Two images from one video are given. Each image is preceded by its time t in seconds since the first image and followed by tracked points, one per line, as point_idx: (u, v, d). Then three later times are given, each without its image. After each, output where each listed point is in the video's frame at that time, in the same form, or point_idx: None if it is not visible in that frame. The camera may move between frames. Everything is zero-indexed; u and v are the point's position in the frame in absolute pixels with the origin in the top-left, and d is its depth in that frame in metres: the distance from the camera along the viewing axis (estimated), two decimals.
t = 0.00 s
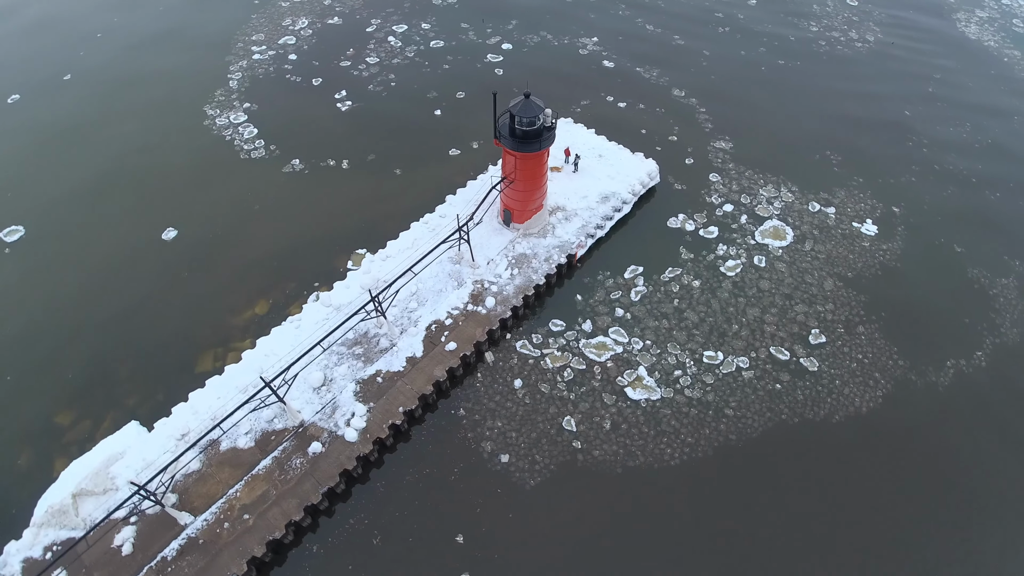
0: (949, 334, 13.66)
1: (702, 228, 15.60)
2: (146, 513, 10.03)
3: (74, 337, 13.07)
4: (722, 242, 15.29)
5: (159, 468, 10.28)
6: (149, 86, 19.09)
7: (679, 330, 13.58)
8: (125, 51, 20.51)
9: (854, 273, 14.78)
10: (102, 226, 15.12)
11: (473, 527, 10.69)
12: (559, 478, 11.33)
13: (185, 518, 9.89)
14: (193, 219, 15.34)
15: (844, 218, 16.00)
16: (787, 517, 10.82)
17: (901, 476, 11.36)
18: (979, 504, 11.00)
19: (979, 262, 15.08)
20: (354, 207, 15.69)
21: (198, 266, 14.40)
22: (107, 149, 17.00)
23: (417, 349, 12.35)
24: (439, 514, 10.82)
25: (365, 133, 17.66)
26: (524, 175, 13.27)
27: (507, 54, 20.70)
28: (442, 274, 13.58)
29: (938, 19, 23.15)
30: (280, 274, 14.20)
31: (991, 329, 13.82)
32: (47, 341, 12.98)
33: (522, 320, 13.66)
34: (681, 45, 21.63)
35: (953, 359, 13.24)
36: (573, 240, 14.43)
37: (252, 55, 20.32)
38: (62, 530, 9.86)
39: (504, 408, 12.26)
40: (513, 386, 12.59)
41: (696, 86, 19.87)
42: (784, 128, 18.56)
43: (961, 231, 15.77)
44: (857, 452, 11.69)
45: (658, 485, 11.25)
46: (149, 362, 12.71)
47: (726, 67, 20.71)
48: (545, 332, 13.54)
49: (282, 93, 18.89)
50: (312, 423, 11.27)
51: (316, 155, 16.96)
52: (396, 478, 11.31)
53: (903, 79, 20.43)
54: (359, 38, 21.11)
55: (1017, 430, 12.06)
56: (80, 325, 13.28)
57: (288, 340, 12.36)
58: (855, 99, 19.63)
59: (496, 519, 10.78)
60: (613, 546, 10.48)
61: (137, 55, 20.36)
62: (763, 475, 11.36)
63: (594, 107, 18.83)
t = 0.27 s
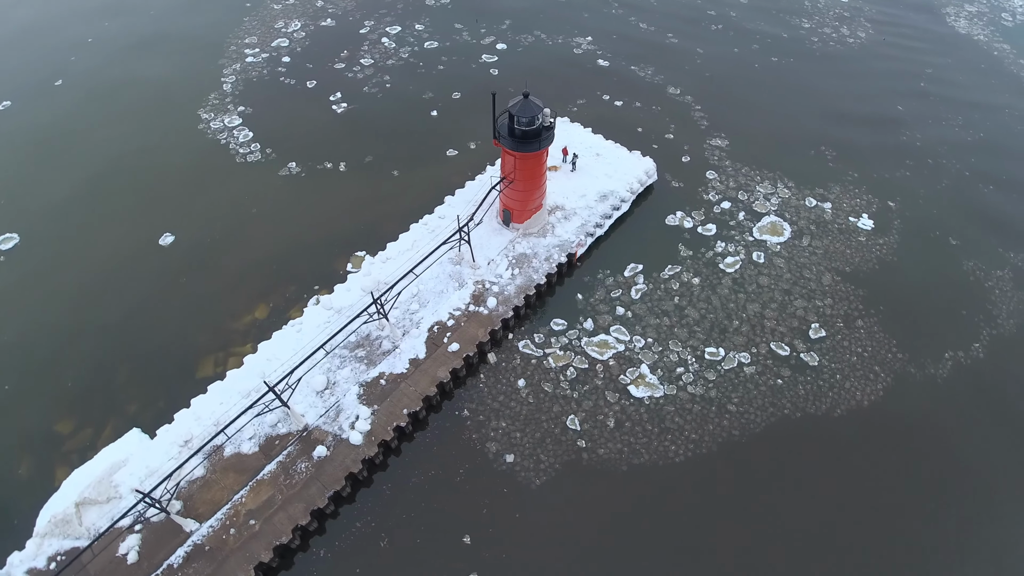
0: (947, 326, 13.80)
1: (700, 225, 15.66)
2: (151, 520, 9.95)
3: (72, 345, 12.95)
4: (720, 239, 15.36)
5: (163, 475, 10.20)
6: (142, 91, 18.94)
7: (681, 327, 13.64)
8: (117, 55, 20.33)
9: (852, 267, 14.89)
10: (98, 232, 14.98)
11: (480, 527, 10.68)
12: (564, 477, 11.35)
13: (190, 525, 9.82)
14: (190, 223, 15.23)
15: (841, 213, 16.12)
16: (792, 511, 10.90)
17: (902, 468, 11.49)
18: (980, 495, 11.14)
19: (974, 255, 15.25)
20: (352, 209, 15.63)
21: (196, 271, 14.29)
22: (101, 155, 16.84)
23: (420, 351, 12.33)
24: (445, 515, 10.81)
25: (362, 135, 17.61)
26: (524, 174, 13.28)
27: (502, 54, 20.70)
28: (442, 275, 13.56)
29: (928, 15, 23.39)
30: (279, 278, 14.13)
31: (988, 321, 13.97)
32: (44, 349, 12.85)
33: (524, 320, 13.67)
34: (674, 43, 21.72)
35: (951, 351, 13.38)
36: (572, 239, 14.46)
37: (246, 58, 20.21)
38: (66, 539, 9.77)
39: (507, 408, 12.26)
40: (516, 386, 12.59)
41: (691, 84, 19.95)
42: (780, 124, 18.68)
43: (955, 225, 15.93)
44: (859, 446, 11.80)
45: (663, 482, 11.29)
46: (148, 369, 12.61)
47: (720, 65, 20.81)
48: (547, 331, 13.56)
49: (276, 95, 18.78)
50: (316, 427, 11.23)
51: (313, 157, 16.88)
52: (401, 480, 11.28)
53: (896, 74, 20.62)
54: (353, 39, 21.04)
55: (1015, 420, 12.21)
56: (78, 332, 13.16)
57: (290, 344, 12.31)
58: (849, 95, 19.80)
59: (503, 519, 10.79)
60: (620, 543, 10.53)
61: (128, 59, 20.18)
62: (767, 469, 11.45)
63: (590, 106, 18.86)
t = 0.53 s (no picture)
0: (946, 319, 13.94)
1: (699, 223, 15.72)
2: (156, 527, 9.89)
3: (71, 352, 12.85)
4: (720, 236, 15.43)
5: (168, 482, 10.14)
6: (136, 95, 18.84)
7: (683, 324, 13.69)
8: (109, 60, 20.17)
9: (851, 263, 15.00)
10: (95, 239, 14.87)
11: (487, 527, 10.68)
12: (570, 476, 11.37)
13: (196, 531, 9.77)
14: (188, 228, 15.15)
15: (838, 209, 16.23)
16: (797, 506, 10.97)
17: (905, 461, 11.58)
18: (982, 486, 11.25)
19: (970, 248, 15.39)
20: (351, 211, 15.58)
21: (196, 276, 14.22)
22: (95, 160, 16.72)
23: (423, 352, 12.32)
24: (453, 516, 10.79)
25: (359, 137, 17.56)
26: (524, 174, 13.29)
27: (497, 54, 20.70)
28: (444, 277, 13.54)
29: (919, 11, 23.60)
30: (279, 282, 14.07)
31: (985, 313, 14.11)
32: (43, 357, 12.74)
33: (526, 319, 13.68)
34: (668, 42, 21.81)
35: (950, 344, 13.51)
36: (573, 239, 14.49)
37: (240, 61, 20.11)
38: (70, 548, 9.69)
39: (512, 408, 12.27)
40: (520, 386, 12.60)
41: (686, 82, 20.03)
42: (775, 122, 18.79)
43: (951, 219, 16.08)
44: (862, 440, 11.90)
45: (669, 479, 11.34)
46: (150, 375, 12.53)
47: (715, 63, 20.90)
48: (549, 331, 13.58)
49: (272, 98, 18.70)
50: (321, 430, 11.19)
51: (310, 160, 16.82)
52: (407, 482, 11.26)
53: (889, 70, 20.79)
54: (348, 41, 20.97)
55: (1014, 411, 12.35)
56: (77, 340, 13.06)
57: (292, 348, 12.26)
58: (843, 91, 19.94)
59: (510, 519, 10.80)
60: (628, 540, 10.56)
61: (121, 63, 20.05)
62: (772, 464, 11.51)
63: (587, 105, 18.89)
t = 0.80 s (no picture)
0: (945, 313, 14.05)
1: (698, 220, 15.77)
2: (162, 534, 9.82)
3: (71, 359, 12.75)
4: (719, 233, 15.49)
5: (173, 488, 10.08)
6: (132, 98, 18.74)
7: (685, 322, 13.74)
8: (103, 64, 20.06)
9: (850, 258, 15.09)
10: (92, 244, 14.75)
11: (495, 528, 10.68)
12: (577, 475, 11.38)
13: (203, 537, 9.71)
14: (186, 232, 15.06)
15: (836, 205, 16.32)
16: (802, 501, 11.03)
17: (909, 454, 11.66)
18: (984, 478, 11.35)
19: (967, 242, 15.52)
20: (351, 213, 15.54)
21: (196, 280, 14.13)
22: (91, 165, 16.61)
23: (427, 354, 12.30)
24: (460, 518, 10.78)
25: (357, 139, 17.51)
26: (524, 174, 13.30)
27: (494, 54, 20.70)
28: (446, 278, 13.52)
29: (911, 7, 23.79)
30: (280, 285, 14.01)
31: (984, 306, 14.23)
32: (42, 364, 12.63)
33: (529, 319, 13.68)
34: (664, 40, 21.88)
35: (950, 337, 13.62)
36: (574, 238, 14.50)
37: (235, 64, 20.01)
38: (75, 556, 9.61)
39: (517, 409, 12.26)
40: (525, 386, 12.60)
41: (683, 81, 20.10)
42: (772, 119, 18.88)
43: (948, 213, 16.20)
44: (865, 434, 11.97)
45: (675, 476, 11.36)
46: (151, 381, 12.44)
47: (710, 61, 20.99)
48: (552, 331, 13.58)
49: (268, 101, 18.62)
50: (326, 433, 11.15)
51: (308, 163, 16.75)
52: (414, 484, 11.23)
53: (883, 65, 20.95)
54: (344, 42, 20.91)
55: (1014, 403, 12.46)
56: (76, 346, 12.95)
57: (295, 351, 12.21)
58: (838, 87, 20.07)
59: (517, 519, 10.79)
60: (637, 538, 10.57)
61: (115, 67, 19.92)
62: (776, 460, 11.57)
63: (585, 105, 18.93)
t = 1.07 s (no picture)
0: (944, 306, 14.15)
1: (698, 218, 15.83)
2: (169, 541, 9.77)
3: (71, 366, 12.65)
4: (719, 231, 15.55)
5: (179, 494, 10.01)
6: (127, 102, 18.64)
7: (687, 319, 13.78)
8: (97, 68, 19.92)
9: (849, 254, 15.18)
10: (91, 250, 14.67)
11: (503, 528, 10.67)
12: (583, 474, 11.39)
13: (210, 543, 9.66)
14: (186, 236, 14.98)
15: (834, 201, 16.41)
16: (807, 496, 11.09)
17: (912, 448, 11.75)
18: (986, 470, 11.46)
19: (964, 236, 15.65)
20: (351, 215, 15.49)
21: (197, 284, 14.06)
22: (88, 170, 16.50)
23: (431, 355, 12.28)
24: (468, 518, 10.76)
25: (355, 140, 17.45)
26: (525, 174, 13.29)
27: (490, 54, 20.70)
28: (448, 279, 13.51)
29: (904, 4, 23.95)
30: (281, 288, 13.94)
31: (982, 300, 14.35)
32: (42, 372, 12.53)
33: (531, 319, 13.69)
34: (660, 39, 21.95)
35: (950, 331, 13.72)
36: (575, 237, 14.51)
37: (230, 66, 19.91)
38: (81, 565, 9.52)
39: (522, 408, 12.26)
40: (529, 386, 12.60)
41: (679, 79, 20.17)
42: (768, 116, 18.98)
43: (945, 208, 16.32)
44: (868, 428, 12.05)
45: (681, 474, 11.40)
46: (153, 386, 12.36)
47: (706, 59, 21.06)
48: (555, 330, 13.58)
49: (265, 103, 18.54)
50: (332, 436, 11.11)
51: (307, 165, 16.69)
52: (420, 486, 11.21)
53: (877, 62, 21.08)
54: (339, 44, 20.84)
55: (1014, 396, 12.57)
56: (77, 353, 12.86)
57: (299, 355, 12.16)
58: (833, 84, 20.18)
59: (525, 519, 10.79)
60: (644, 534, 10.60)
61: (109, 71, 19.81)
62: (781, 455, 11.63)
63: (583, 104, 18.96)
